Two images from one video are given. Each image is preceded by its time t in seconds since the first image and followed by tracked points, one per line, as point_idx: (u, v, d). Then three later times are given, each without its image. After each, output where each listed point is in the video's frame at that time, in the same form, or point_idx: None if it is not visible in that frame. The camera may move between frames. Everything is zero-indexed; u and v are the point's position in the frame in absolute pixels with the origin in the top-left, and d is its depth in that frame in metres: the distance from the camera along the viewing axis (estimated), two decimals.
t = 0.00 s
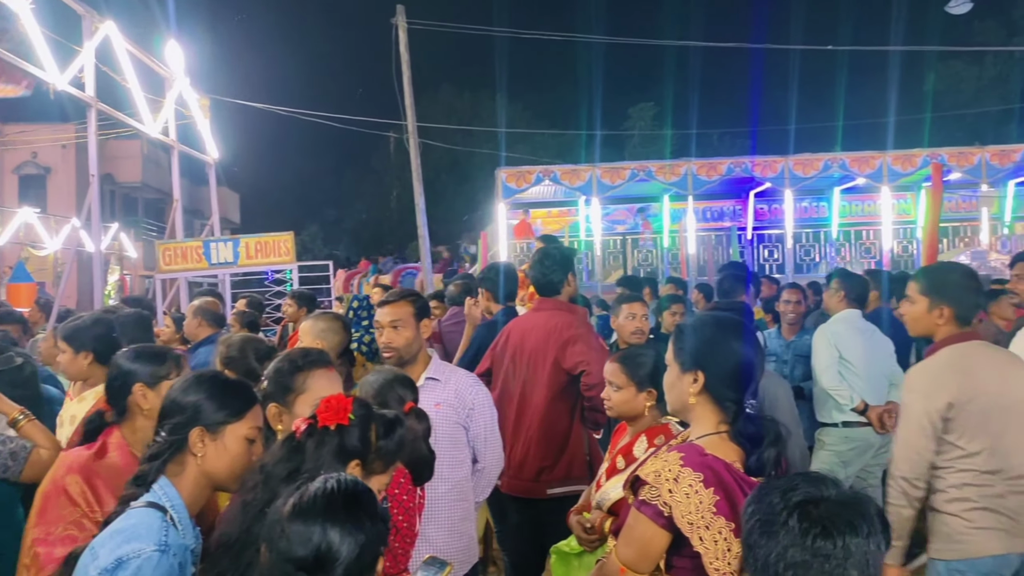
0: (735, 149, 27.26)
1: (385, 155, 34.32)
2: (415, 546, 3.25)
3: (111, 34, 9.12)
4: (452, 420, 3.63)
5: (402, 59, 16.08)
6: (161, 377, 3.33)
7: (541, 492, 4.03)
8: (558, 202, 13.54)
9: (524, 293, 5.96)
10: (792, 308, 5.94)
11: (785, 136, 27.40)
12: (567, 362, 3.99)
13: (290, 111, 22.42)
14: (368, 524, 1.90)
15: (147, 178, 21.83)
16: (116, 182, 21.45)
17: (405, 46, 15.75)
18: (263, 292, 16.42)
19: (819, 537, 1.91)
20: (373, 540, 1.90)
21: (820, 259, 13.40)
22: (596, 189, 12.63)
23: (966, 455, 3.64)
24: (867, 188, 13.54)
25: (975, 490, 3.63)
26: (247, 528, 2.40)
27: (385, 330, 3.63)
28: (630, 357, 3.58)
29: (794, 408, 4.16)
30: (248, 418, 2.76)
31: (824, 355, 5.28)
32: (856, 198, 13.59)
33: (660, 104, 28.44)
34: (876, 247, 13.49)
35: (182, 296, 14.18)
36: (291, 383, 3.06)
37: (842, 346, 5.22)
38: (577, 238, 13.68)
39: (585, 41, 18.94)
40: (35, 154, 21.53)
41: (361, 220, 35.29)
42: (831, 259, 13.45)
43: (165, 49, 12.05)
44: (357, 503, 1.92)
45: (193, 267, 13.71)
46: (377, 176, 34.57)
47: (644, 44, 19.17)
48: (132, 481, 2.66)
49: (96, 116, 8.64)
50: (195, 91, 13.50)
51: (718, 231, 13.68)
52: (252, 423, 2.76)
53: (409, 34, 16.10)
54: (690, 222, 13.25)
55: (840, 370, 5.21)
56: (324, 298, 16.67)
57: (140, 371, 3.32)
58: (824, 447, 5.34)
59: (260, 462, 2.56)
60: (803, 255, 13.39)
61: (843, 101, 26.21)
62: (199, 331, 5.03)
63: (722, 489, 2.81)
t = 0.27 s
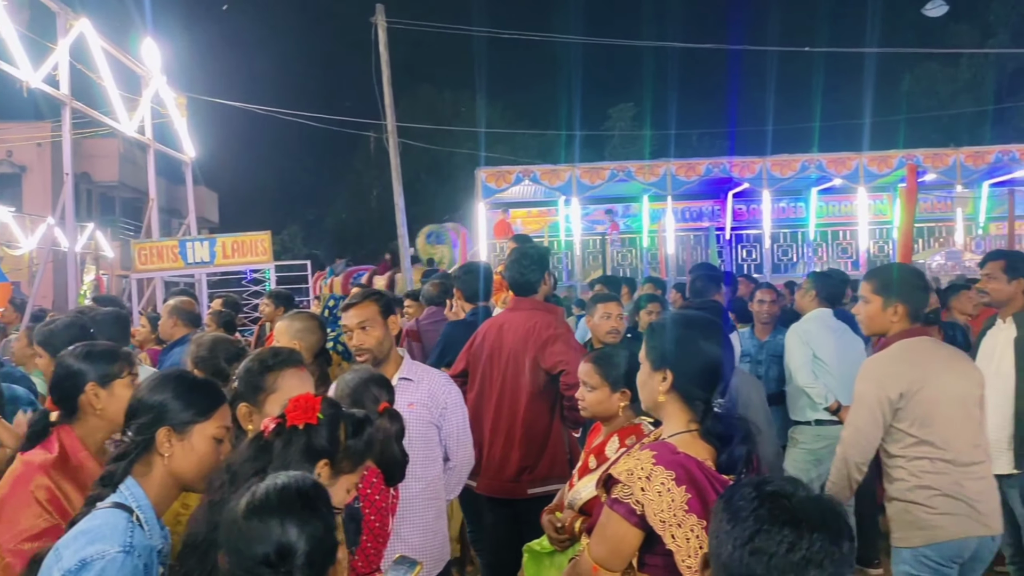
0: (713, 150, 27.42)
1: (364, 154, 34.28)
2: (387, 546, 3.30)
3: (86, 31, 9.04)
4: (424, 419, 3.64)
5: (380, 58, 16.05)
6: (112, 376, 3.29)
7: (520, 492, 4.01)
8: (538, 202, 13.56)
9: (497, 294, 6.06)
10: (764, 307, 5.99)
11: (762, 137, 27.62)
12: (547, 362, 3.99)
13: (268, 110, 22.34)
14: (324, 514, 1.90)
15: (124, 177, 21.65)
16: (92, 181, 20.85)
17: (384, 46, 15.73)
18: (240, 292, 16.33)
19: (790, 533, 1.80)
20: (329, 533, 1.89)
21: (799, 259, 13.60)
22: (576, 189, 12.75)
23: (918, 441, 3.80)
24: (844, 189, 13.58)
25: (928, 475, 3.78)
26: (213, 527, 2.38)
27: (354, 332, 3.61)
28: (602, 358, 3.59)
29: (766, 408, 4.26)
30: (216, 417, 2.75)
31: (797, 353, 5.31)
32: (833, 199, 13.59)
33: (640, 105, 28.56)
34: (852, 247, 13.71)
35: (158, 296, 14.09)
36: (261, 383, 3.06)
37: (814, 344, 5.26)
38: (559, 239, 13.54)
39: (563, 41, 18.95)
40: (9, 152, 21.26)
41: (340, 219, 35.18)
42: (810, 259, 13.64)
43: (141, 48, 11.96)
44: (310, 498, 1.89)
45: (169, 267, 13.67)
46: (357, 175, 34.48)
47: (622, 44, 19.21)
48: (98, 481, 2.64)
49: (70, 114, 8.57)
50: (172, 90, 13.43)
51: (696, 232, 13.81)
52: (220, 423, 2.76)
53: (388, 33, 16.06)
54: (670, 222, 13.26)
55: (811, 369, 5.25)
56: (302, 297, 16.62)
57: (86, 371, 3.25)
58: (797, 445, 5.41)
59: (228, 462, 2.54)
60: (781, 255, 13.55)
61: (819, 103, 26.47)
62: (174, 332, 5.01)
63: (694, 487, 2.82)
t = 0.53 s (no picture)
0: (692, 150, 27.53)
1: (344, 153, 34.20)
2: (360, 546, 3.32)
3: (60, 28, 8.95)
4: (398, 419, 3.65)
5: (360, 58, 16.00)
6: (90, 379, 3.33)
7: (497, 492, 4.01)
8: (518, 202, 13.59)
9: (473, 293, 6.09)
10: (738, 307, 6.00)
11: (740, 138, 27.78)
12: (524, 359, 3.99)
13: (246, 110, 22.22)
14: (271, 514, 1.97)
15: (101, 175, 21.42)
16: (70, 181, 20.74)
17: (364, 45, 15.69)
18: (217, 292, 16.22)
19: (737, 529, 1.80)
20: (273, 535, 1.95)
21: (776, 260, 13.58)
22: (556, 189, 12.72)
23: (888, 431, 3.87)
24: (821, 190, 13.82)
25: (891, 464, 3.87)
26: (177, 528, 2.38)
27: (324, 332, 3.62)
28: (576, 360, 3.61)
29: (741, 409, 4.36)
30: (186, 417, 2.74)
31: (770, 351, 5.37)
32: (811, 200, 13.83)
33: (621, 106, 28.65)
34: (829, 247, 13.69)
35: (134, 296, 13.98)
36: (232, 383, 3.06)
37: (787, 344, 5.34)
38: (538, 239, 13.61)
39: (543, 42, 18.97)
40: None
41: (320, 219, 35.04)
42: (787, 259, 13.60)
43: (118, 46, 11.93)
44: (253, 500, 1.95)
45: (145, 267, 13.56)
46: (338, 175, 34.38)
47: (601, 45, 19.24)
48: (66, 482, 2.61)
49: (43, 112, 8.47)
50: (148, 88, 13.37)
51: (678, 232, 13.68)
52: (189, 423, 2.75)
53: (368, 33, 16.03)
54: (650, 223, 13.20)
55: (784, 368, 5.30)
56: (280, 298, 16.55)
57: (58, 374, 3.23)
58: (769, 443, 5.40)
59: (194, 462, 2.52)
60: (759, 255, 13.60)
61: (796, 105, 26.67)
62: (149, 332, 4.98)
63: (667, 487, 2.81)
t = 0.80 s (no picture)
0: (670, 150, 27.72)
1: (324, 152, 34.13)
2: (332, 546, 3.30)
3: (32, 25, 8.87)
4: (369, 419, 3.67)
5: (339, 56, 15.95)
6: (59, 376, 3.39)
7: (469, 492, 4.01)
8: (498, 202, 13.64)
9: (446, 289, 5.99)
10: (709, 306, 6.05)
11: (717, 138, 28.04)
12: (497, 355, 3.98)
13: (223, 108, 22.08)
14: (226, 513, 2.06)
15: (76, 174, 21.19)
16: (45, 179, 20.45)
17: (342, 43, 15.64)
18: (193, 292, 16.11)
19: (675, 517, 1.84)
20: (227, 536, 2.03)
21: (754, 259, 13.76)
22: (535, 189, 12.41)
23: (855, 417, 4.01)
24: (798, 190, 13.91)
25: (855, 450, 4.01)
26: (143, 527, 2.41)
27: (292, 331, 3.65)
28: (551, 360, 3.63)
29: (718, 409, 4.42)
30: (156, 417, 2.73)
31: (737, 350, 5.39)
32: (788, 200, 13.94)
33: (600, 105, 28.75)
34: (806, 247, 13.86)
35: (109, 296, 13.86)
36: (203, 383, 3.05)
37: (755, 343, 5.33)
38: (518, 237, 13.73)
39: (521, 40, 18.97)
40: None
41: (299, 218, 34.91)
42: (765, 259, 13.79)
43: (92, 43, 11.86)
44: (206, 503, 2.03)
45: (120, 267, 13.45)
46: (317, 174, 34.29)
47: (578, 44, 19.26)
48: (33, 483, 2.57)
49: (15, 110, 8.39)
50: (123, 86, 13.30)
51: (655, 232, 13.95)
52: (159, 423, 2.74)
53: (347, 32, 15.99)
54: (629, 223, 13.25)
55: (751, 367, 5.31)
56: (257, 297, 16.47)
57: (30, 383, 3.20)
58: (734, 440, 5.42)
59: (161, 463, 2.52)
60: (737, 254, 13.74)
61: (772, 105, 26.90)
62: (122, 331, 4.95)
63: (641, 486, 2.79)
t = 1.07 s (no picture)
0: (647, 150, 27.87)
1: (301, 151, 33.97)
2: (304, 547, 3.26)
3: None
4: (338, 419, 3.72)
5: (315, 55, 15.87)
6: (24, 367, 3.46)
7: (437, 493, 4.00)
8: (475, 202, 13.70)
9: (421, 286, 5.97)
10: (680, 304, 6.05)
11: (693, 138, 28.22)
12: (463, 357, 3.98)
13: (196, 106, 21.90)
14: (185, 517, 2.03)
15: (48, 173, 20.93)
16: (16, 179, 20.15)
17: (318, 42, 15.57)
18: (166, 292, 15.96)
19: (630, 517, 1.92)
20: (186, 541, 2.01)
21: (730, 260, 13.76)
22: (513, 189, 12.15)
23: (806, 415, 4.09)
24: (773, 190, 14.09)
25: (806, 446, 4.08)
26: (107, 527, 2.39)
27: (257, 331, 3.71)
28: (523, 358, 3.65)
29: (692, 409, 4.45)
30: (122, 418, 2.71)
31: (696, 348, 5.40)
32: (764, 200, 14.10)
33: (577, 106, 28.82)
34: (781, 247, 14.00)
35: (80, 296, 13.70)
36: (171, 383, 3.03)
37: (715, 341, 5.36)
38: (495, 237, 13.69)
39: (496, 41, 18.97)
40: None
41: (276, 218, 34.70)
42: (741, 260, 13.82)
43: (64, 40, 11.69)
44: (166, 507, 2.01)
45: (92, 267, 13.32)
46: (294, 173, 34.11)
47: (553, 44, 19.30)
48: None
49: None
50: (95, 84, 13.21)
51: (633, 233, 13.99)
52: (126, 424, 2.72)
53: (322, 30, 15.92)
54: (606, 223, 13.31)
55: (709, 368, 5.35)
56: (231, 297, 16.36)
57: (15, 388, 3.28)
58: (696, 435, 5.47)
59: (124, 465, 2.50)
60: (713, 255, 13.69)
61: (747, 106, 27.09)
62: (92, 331, 4.90)
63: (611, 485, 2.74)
